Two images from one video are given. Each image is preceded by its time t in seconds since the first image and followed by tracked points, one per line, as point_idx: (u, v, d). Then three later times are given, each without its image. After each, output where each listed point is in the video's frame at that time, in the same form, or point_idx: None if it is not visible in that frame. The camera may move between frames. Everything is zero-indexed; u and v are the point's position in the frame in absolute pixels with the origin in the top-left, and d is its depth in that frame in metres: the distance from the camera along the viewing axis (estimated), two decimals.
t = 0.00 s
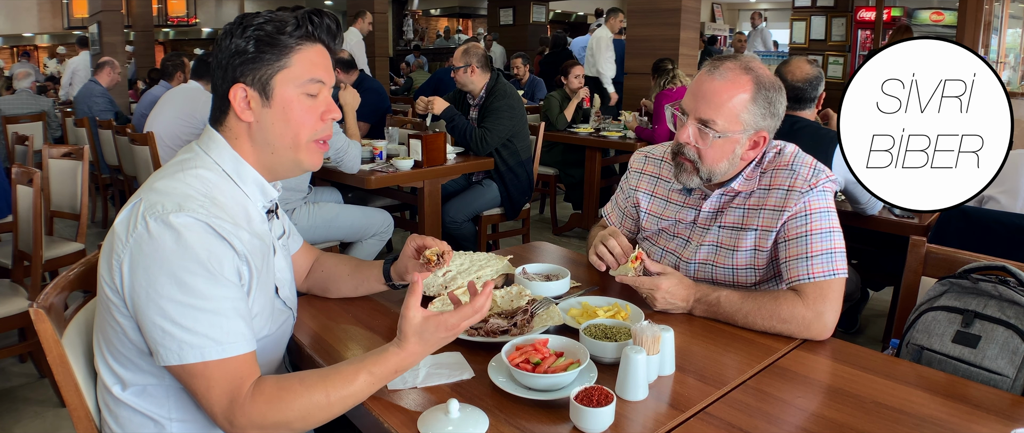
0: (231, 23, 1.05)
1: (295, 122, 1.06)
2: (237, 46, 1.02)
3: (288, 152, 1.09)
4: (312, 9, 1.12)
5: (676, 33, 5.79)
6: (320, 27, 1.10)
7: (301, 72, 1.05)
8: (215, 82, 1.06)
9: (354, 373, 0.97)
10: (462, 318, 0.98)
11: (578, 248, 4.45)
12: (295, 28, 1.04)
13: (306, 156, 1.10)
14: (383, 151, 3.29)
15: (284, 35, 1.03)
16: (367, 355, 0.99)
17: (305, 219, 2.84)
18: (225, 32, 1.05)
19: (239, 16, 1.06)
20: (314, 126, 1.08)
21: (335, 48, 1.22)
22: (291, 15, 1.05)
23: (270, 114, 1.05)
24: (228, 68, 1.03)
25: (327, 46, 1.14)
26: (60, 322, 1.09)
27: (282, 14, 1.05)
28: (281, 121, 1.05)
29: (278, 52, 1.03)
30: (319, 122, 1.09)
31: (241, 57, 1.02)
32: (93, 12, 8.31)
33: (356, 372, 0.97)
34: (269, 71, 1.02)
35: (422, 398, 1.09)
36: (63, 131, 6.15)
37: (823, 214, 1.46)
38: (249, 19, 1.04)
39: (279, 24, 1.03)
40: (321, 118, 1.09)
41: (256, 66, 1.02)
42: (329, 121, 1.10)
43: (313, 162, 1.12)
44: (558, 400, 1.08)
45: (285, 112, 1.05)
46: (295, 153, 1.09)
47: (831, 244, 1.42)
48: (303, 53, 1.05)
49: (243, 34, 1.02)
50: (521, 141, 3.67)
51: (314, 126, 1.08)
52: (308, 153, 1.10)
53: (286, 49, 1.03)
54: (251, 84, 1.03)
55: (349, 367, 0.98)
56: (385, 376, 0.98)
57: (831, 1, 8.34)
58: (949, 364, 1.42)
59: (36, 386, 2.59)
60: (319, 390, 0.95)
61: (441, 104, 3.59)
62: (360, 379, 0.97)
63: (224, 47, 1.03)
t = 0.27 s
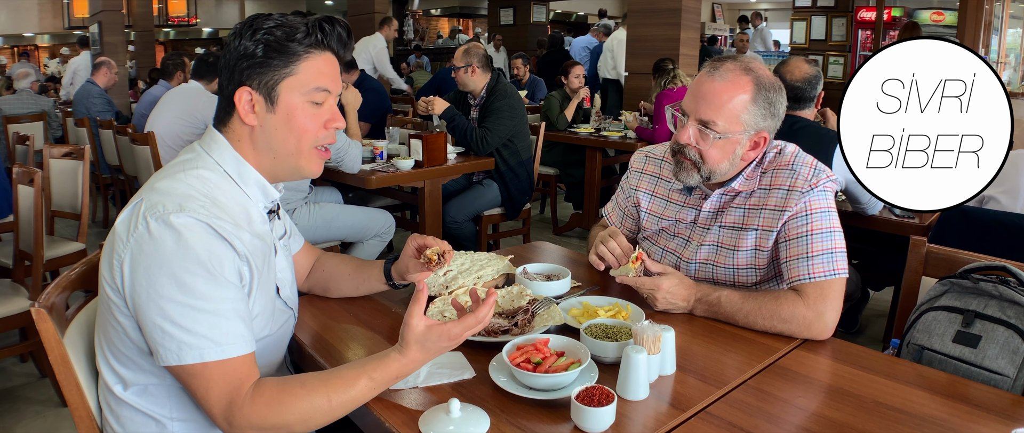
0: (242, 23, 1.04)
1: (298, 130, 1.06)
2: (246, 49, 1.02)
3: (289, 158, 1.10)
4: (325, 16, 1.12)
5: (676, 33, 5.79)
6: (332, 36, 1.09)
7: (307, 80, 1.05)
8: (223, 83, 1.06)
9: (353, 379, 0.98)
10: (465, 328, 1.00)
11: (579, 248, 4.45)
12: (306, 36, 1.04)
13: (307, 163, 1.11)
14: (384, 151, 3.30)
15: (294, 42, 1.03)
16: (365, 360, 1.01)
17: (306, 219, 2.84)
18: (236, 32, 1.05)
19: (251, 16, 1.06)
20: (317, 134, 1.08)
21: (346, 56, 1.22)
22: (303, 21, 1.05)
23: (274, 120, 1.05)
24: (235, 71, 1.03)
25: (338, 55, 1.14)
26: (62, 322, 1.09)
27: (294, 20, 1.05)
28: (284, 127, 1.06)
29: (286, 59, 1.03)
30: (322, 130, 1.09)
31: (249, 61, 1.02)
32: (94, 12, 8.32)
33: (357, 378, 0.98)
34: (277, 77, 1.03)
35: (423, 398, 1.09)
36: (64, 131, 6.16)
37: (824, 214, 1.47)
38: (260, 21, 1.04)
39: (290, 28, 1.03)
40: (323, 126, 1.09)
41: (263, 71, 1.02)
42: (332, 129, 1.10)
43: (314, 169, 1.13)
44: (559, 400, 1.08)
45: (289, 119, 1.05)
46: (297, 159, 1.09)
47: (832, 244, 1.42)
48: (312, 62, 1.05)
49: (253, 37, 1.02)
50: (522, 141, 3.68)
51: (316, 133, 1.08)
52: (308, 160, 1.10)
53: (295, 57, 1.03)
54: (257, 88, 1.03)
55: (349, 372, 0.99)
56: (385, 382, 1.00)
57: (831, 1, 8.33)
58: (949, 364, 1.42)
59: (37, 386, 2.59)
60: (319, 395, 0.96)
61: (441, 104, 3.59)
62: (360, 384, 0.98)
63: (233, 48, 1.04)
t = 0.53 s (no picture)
0: (258, 23, 1.03)
1: (298, 146, 1.06)
2: (258, 55, 1.01)
3: (285, 169, 1.09)
4: (345, 37, 1.10)
5: (677, 32, 5.78)
6: (348, 58, 1.08)
7: (314, 99, 1.04)
8: (229, 81, 1.05)
9: (351, 378, 0.99)
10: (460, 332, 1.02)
11: (579, 247, 4.45)
12: (322, 57, 1.04)
13: (303, 174, 1.11)
14: (384, 150, 3.30)
15: (309, 62, 1.02)
16: (369, 358, 1.02)
17: (307, 218, 2.84)
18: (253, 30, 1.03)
19: (268, 15, 1.04)
20: (314, 151, 1.08)
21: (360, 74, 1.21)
22: (321, 41, 1.04)
23: (274, 132, 1.05)
24: (242, 74, 1.03)
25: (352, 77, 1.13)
26: (62, 321, 1.09)
27: (312, 36, 1.04)
28: (284, 140, 1.05)
29: (297, 76, 1.02)
30: (319, 148, 1.08)
31: (260, 68, 1.01)
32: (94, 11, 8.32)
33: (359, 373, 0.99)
34: (286, 91, 1.02)
35: (424, 397, 1.09)
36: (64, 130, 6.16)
37: (824, 213, 1.46)
38: (277, 26, 1.03)
39: (307, 46, 1.02)
40: (322, 145, 1.09)
41: (272, 82, 1.01)
42: (329, 149, 1.10)
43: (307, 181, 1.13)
44: (559, 399, 1.08)
45: (290, 134, 1.05)
46: (293, 170, 1.09)
47: (832, 243, 1.42)
48: (323, 82, 1.04)
49: (269, 41, 1.01)
50: (522, 141, 3.68)
51: (314, 151, 1.08)
52: (304, 172, 1.10)
53: (307, 76, 1.03)
54: (262, 98, 1.02)
55: (348, 370, 1.00)
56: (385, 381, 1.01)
57: (832, 1, 8.30)
58: (950, 364, 1.42)
59: (38, 385, 2.59)
60: (318, 395, 0.97)
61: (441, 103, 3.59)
62: (360, 382, 0.99)
63: (245, 49, 1.02)
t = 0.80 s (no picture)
0: (253, 26, 1.01)
1: (302, 146, 1.06)
2: (256, 58, 1.00)
3: (289, 170, 1.10)
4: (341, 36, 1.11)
5: (677, 32, 5.78)
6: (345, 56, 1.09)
7: (316, 101, 1.05)
8: (226, 85, 1.04)
9: (351, 373, 0.97)
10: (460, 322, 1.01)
11: (580, 247, 4.45)
12: (322, 58, 1.04)
13: (306, 174, 1.11)
14: (384, 150, 3.30)
15: (308, 63, 1.02)
16: (367, 351, 1.01)
17: (307, 218, 2.84)
18: (247, 34, 1.01)
19: (262, 16, 1.03)
20: (317, 151, 1.09)
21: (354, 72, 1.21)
22: (319, 41, 1.04)
23: (278, 134, 1.05)
24: (240, 78, 1.02)
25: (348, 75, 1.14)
26: (62, 321, 1.09)
27: (308, 35, 1.03)
28: (289, 142, 1.05)
29: (297, 79, 1.02)
30: (322, 147, 1.09)
31: (259, 72, 1.00)
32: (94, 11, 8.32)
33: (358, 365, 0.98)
34: (287, 94, 1.02)
35: (424, 397, 1.09)
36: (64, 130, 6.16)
37: (824, 213, 1.46)
38: (274, 27, 1.02)
39: (304, 46, 1.02)
40: (324, 143, 1.09)
41: (273, 86, 1.01)
42: (330, 147, 1.11)
43: (310, 181, 1.13)
44: (559, 399, 1.08)
45: (293, 136, 1.05)
46: (296, 171, 1.10)
47: (833, 243, 1.42)
48: (324, 83, 1.05)
49: (265, 45, 1.01)
50: (523, 141, 3.68)
51: (317, 150, 1.08)
52: (308, 172, 1.11)
53: (307, 78, 1.02)
54: (263, 101, 1.02)
55: (348, 363, 0.98)
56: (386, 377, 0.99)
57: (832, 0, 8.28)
58: (950, 364, 1.42)
59: (38, 386, 2.59)
60: (318, 389, 0.96)
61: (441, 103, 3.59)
62: (360, 376, 0.97)
63: (240, 53, 1.01)
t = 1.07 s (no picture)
0: (211, 25, 0.99)
1: (300, 123, 1.07)
2: (231, 54, 0.99)
3: (293, 150, 1.10)
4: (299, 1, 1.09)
5: (678, 32, 5.78)
6: (308, 20, 1.07)
7: (299, 75, 1.04)
8: (208, 91, 1.03)
9: (379, 316, 0.99)
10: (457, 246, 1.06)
11: (580, 247, 4.45)
12: (290, 30, 1.03)
13: (310, 151, 1.11)
14: (385, 150, 3.30)
15: (276, 41, 1.01)
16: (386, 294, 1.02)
17: (308, 217, 2.84)
18: (209, 36, 1.00)
19: (216, 10, 1.01)
20: (314, 121, 1.09)
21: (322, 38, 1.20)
22: (281, 15, 1.02)
23: (275, 121, 1.05)
24: (223, 78, 1.01)
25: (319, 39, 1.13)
26: (62, 321, 1.09)
27: (268, 12, 1.02)
28: (287, 125, 1.06)
29: (275, 60, 1.01)
30: (317, 116, 1.10)
31: (239, 67, 1.00)
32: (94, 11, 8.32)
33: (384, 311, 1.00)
34: (271, 78, 1.02)
35: (425, 395, 1.09)
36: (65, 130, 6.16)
37: (824, 213, 1.46)
38: (236, 18, 0.99)
39: (271, 27, 1.01)
40: (319, 111, 1.10)
41: (256, 76, 1.01)
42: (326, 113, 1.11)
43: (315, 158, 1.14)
44: (560, 399, 1.08)
45: (291, 117, 1.05)
46: (300, 150, 1.10)
47: (833, 243, 1.42)
48: (301, 54, 1.05)
49: (236, 40, 0.99)
50: (523, 141, 3.68)
51: (313, 121, 1.09)
52: (312, 148, 1.11)
53: (283, 57, 1.02)
54: (254, 93, 1.02)
55: (375, 311, 1.00)
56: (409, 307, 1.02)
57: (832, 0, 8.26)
58: (951, 364, 1.42)
59: (39, 385, 2.60)
60: (354, 343, 0.97)
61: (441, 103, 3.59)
62: (388, 319, 1.00)
63: (211, 54, 1.00)
